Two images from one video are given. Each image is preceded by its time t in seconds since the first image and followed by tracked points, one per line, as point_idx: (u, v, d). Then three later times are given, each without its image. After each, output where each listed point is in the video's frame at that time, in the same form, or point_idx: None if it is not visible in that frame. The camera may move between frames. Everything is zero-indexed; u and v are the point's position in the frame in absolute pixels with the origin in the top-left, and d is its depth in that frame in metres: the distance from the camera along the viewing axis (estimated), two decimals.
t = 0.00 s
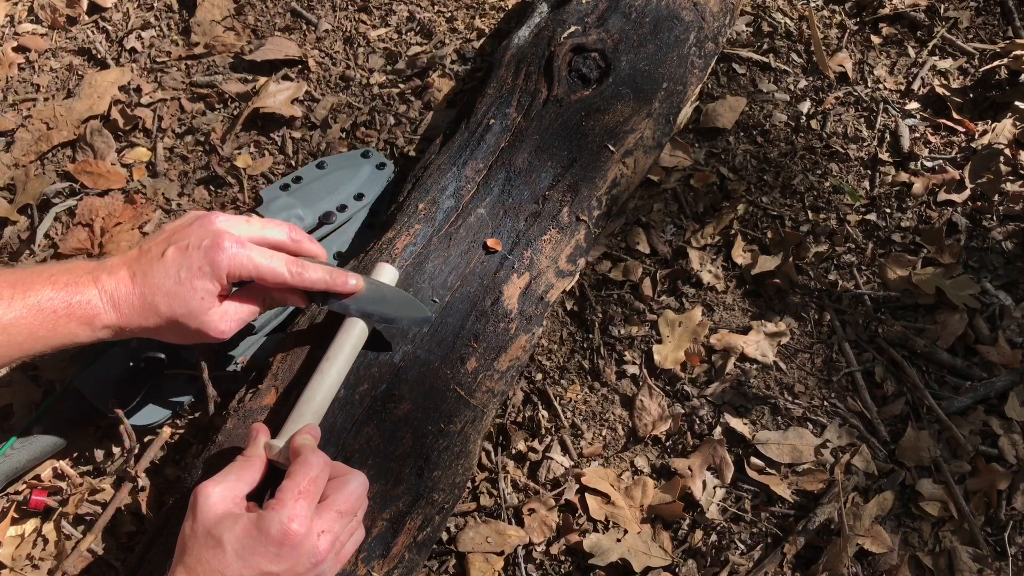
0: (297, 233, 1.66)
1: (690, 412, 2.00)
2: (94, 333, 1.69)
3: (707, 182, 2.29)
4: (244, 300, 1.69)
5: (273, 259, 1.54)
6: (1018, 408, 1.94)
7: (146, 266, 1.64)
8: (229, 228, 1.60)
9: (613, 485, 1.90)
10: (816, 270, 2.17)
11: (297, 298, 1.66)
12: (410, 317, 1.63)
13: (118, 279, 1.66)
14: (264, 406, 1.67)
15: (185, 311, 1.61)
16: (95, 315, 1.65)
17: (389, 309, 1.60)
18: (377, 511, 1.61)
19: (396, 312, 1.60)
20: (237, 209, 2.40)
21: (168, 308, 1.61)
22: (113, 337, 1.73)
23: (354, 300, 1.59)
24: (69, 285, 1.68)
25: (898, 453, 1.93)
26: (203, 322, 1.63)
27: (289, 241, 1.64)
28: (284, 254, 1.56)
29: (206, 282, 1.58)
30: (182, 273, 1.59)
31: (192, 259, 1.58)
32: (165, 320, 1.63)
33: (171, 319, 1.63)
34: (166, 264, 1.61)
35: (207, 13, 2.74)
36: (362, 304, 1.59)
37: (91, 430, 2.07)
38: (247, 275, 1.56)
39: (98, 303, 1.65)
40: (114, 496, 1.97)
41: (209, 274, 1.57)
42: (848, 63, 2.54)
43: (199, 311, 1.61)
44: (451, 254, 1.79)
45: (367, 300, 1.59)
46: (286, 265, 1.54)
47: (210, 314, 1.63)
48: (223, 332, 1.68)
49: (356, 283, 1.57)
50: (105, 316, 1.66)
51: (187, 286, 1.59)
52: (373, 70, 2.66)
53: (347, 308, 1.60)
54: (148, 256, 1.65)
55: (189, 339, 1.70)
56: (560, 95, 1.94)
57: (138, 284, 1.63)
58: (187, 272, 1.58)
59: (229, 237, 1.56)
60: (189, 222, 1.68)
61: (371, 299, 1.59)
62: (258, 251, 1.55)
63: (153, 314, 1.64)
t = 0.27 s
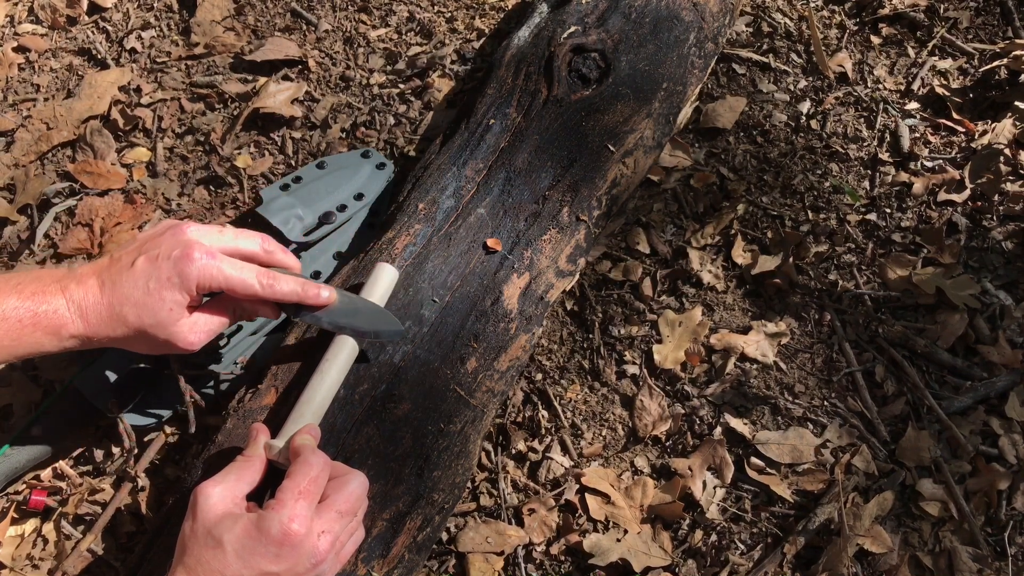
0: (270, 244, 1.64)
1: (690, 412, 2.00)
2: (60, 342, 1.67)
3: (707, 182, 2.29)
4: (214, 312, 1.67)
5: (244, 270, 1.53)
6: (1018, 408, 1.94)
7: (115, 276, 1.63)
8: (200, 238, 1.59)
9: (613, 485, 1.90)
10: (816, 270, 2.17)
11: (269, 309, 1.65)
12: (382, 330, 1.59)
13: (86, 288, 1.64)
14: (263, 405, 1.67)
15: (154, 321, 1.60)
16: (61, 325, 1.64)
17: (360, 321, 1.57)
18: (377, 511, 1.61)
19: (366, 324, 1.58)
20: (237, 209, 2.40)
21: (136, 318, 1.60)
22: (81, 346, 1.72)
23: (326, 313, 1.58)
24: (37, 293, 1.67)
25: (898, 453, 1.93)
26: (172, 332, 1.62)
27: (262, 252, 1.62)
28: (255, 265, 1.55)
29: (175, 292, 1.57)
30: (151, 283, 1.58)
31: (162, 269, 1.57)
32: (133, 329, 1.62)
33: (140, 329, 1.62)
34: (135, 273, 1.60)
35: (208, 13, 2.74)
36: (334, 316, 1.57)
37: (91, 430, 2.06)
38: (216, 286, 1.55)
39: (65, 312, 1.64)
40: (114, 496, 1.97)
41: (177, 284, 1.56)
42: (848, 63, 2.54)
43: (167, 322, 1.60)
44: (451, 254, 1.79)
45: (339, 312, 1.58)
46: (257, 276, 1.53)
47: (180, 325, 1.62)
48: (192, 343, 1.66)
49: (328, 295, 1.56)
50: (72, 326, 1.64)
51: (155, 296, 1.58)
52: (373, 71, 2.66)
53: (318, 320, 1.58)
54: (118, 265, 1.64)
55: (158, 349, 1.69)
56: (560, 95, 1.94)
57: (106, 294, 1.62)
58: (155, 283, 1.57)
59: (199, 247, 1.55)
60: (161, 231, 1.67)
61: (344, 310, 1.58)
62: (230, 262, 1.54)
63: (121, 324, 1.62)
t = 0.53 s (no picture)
0: (246, 252, 1.60)
1: (690, 412, 2.00)
2: (27, 345, 1.66)
3: (707, 182, 2.29)
4: (185, 320, 1.65)
5: (216, 280, 1.50)
6: (1018, 408, 1.94)
7: (86, 280, 1.61)
8: (174, 245, 1.57)
9: (613, 485, 1.91)
10: (816, 270, 2.17)
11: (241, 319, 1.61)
12: (352, 346, 1.56)
13: (57, 291, 1.63)
14: (264, 405, 1.68)
15: (123, 328, 1.58)
16: (28, 328, 1.62)
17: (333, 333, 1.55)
18: (377, 511, 1.61)
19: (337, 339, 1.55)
20: (237, 209, 2.40)
21: (105, 324, 1.59)
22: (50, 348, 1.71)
23: (300, 324, 1.56)
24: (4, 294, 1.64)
25: (898, 453, 1.93)
26: (141, 339, 1.60)
27: (237, 260, 1.58)
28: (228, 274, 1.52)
29: (145, 300, 1.55)
30: (122, 290, 1.56)
31: (133, 276, 1.55)
32: (101, 335, 1.60)
33: (108, 335, 1.60)
34: (107, 279, 1.58)
35: (207, 13, 2.74)
36: (308, 328, 1.56)
37: (91, 430, 2.07)
38: (188, 295, 1.52)
39: (32, 316, 1.62)
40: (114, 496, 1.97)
41: (148, 292, 1.55)
42: (848, 63, 2.54)
43: (136, 329, 1.59)
44: (451, 254, 1.79)
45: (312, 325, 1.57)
46: (229, 286, 1.50)
47: (149, 332, 1.60)
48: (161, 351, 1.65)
49: (302, 307, 1.55)
50: (39, 330, 1.62)
51: (126, 303, 1.56)
52: (373, 70, 2.66)
53: (291, 331, 1.56)
54: (90, 269, 1.62)
55: (127, 354, 1.68)
56: (560, 95, 1.94)
57: (76, 298, 1.60)
58: (126, 290, 1.56)
59: (172, 256, 1.53)
60: (136, 235, 1.65)
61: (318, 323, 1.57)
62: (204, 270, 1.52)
63: (90, 329, 1.60)
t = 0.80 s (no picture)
0: (227, 256, 1.59)
1: (690, 412, 2.00)
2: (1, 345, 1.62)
3: (707, 182, 2.29)
4: (164, 325, 1.63)
5: (195, 286, 1.45)
6: (1018, 408, 1.95)
7: (63, 282, 1.56)
8: (153, 248, 1.52)
9: (613, 485, 1.91)
10: (816, 270, 2.17)
11: (220, 325, 1.58)
12: (334, 356, 1.54)
13: (33, 293, 1.58)
14: (263, 406, 1.68)
15: (100, 332, 1.54)
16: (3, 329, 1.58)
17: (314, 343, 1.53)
18: (377, 511, 1.61)
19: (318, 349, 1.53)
20: (237, 209, 2.40)
21: (81, 328, 1.54)
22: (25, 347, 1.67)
23: (279, 332, 1.53)
24: None
25: (898, 453, 1.93)
26: (118, 344, 1.57)
27: (217, 265, 1.57)
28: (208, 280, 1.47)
29: (123, 305, 1.51)
30: (99, 294, 1.51)
31: (111, 281, 1.50)
32: (78, 338, 1.57)
33: (85, 339, 1.56)
34: (84, 283, 1.53)
35: (207, 13, 2.74)
36: (287, 335, 1.53)
37: (91, 430, 2.07)
38: (166, 301, 1.47)
39: (6, 317, 1.57)
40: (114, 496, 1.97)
41: (126, 297, 1.50)
42: (848, 63, 2.54)
43: (113, 334, 1.55)
44: (451, 254, 1.79)
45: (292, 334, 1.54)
46: (208, 293, 1.45)
47: (127, 337, 1.57)
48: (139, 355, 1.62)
49: (282, 315, 1.52)
50: (14, 330, 1.58)
51: (103, 307, 1.52)
52: (373, 70, 2.66)
53: (270, 339, 1.53)
54: (67, 271, 1.57)
55: (103, 357, 1.64)
56: (560, 95, 1.94)
57: (51, 301, 1.55)
58: (102, 294, 1.51)
59: (151, 260, 1.48)
60: (117, 237, 1.59)
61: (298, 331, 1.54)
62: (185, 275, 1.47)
63: (66, 333, 1.56)
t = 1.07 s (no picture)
0: (210, 257, 1.57)
1: (690, 412, 2.00)
2: None
3: (707, 182, 2.29)
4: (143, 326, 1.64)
5: (176, 288, 1.43)
6: (1018, 408, 1.95)
7: (43, 281, 1.54)
8: (135, 248, 1.50)
9: (613, 485, 1.91)
10: (816, 271, 2.17)
11: (201, 327, 1.57)
12: (316, 362, 1.54)
13: (12, 291, 1.57)
14: (263, 406, 1.68)
15: (79, 332, 1.53)
16: None
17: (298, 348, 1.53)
18: (377, 511, 1.61)
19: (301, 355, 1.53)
20: (237, 209, 2.40)
21: (60, 328, 1.53)
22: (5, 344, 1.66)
23: (261, 335, 1.51)
24: None
25: (898, 453, 1.93)
26: (98, 343, 1.57)
27: (200, 265, 1.55)
28: (189, 282, 1.45)
29: (102, 306, 1.50)
30: (79, 294, 1.50)
31: (91, 281, 1.49)
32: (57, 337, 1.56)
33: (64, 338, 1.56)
34: (64, 283, 1.51)
35: (207, 13, 2.74)
36: (269, 339, 1.52)
37: (91, 430, 2.08)
38: (146, 302, 1.46)
39: None
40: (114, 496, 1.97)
41: (106, 299, 1.49)
42: (848, 63, 2.54)
43: (92, 334, 1.54)
44: (451, 254, 1.79)
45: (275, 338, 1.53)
46: (189, 294, 1.43)
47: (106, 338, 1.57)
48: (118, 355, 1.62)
49: (265, 318, 1.49)
50: None
51: (82, 308, 1.51)
52: (373, 70, 2.66)
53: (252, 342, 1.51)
54: (48, 270, 1.55)
55: (83, 355, 1.64)
56: (560, 95, 1.94)
57: (31, 300, 1.54)
58: (82, 295, 1.50)
59: (132, 262, 1.46)
60: (99, 236, 1.57)
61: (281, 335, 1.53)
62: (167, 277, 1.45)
63: (45, 331, 1.55)
